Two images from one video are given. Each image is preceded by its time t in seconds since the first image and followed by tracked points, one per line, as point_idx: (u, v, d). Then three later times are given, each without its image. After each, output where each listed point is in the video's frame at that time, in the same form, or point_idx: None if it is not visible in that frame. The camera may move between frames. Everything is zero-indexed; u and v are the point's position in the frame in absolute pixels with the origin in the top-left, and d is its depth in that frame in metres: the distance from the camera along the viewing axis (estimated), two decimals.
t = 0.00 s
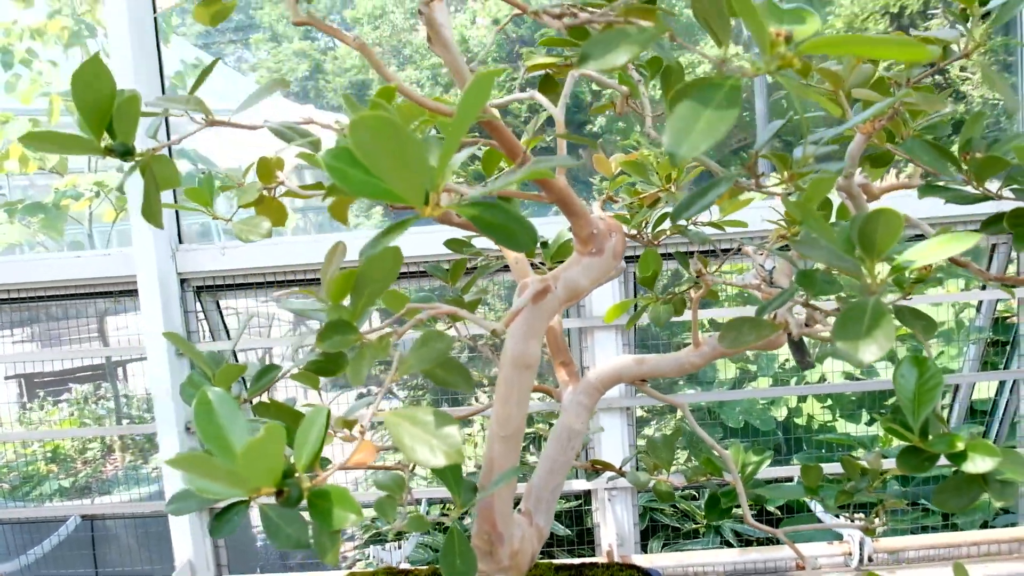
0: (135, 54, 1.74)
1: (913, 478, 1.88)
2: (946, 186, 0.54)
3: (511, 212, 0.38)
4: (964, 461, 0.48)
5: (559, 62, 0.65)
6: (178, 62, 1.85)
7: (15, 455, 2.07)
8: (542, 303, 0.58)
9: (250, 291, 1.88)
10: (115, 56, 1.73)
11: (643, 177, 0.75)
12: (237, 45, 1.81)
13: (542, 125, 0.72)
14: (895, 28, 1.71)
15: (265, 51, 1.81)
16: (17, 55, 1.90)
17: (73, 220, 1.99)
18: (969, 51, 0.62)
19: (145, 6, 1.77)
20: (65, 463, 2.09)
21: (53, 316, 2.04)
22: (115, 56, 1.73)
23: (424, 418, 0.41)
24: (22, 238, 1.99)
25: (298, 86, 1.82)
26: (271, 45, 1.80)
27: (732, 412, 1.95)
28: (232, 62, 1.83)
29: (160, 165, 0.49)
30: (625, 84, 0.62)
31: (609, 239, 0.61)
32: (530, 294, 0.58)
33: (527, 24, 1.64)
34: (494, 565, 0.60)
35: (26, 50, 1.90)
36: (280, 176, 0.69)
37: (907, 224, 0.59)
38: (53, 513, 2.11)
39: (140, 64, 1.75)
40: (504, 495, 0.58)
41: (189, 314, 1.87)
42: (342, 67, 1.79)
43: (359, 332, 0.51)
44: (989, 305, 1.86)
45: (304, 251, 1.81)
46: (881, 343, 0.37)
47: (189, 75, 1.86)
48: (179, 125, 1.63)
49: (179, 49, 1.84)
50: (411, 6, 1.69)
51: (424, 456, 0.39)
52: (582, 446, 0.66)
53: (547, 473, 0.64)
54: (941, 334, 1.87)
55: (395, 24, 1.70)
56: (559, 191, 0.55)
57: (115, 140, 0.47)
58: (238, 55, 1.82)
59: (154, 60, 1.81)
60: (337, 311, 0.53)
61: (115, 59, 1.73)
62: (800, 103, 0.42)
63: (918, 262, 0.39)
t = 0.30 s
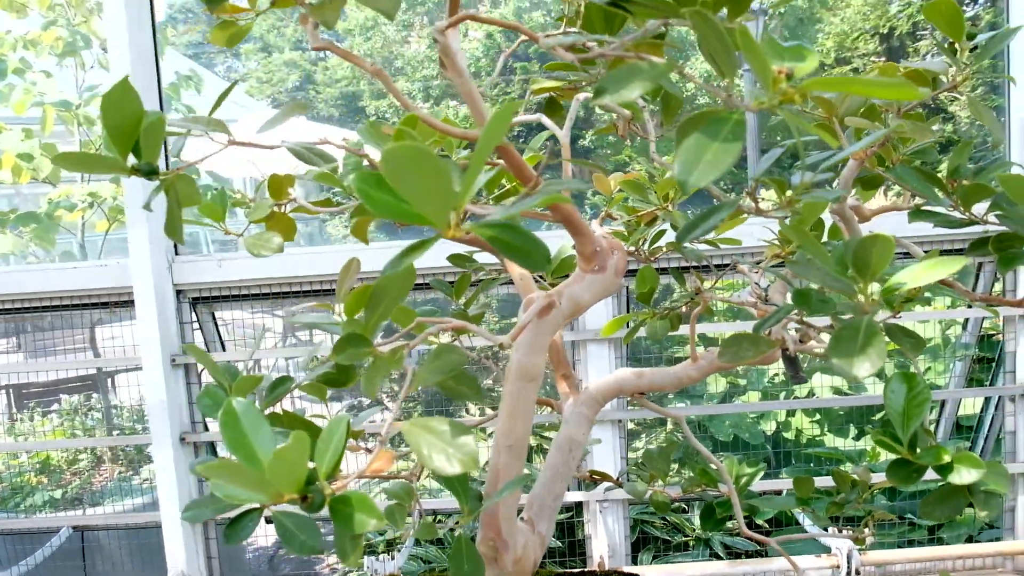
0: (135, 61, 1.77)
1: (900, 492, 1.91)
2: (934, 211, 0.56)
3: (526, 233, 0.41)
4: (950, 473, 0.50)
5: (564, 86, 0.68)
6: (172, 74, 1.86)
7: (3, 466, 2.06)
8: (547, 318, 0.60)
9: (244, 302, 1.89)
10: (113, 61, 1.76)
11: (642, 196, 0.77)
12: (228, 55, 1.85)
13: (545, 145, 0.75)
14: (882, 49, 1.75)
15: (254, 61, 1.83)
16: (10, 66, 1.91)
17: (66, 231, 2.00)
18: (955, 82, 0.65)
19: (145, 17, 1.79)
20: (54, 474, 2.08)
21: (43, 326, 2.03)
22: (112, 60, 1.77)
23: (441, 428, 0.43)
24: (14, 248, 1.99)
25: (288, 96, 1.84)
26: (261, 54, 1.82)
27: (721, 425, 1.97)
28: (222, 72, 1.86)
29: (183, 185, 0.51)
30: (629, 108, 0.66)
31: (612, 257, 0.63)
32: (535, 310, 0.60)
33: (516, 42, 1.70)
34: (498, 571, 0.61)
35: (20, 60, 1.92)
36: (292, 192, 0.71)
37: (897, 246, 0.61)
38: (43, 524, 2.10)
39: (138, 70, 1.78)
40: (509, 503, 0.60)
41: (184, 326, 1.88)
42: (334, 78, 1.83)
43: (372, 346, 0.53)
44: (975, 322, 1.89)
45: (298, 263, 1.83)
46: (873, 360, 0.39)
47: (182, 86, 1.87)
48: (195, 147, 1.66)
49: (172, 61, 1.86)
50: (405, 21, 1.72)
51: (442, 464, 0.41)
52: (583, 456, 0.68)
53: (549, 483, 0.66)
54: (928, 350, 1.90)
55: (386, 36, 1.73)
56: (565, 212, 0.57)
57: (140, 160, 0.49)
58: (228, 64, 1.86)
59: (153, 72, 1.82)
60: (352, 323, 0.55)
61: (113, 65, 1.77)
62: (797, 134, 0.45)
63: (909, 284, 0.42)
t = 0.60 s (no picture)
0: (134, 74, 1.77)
1: (888, 500, 1.95)
2: (926, 226, 0.59)
3: (544, 245, 0.43)
4: (942, 476, 0.53)
5: (570, 103, 0.70)
6: (167, 82, 1.87)
7: None
8: (555, 326, 0.62)
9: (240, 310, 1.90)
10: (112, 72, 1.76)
11: (642, 210, 0.79)
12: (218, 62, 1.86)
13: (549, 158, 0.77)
14: (871, 64, 1.79)
15: (244, 69, 1.86)
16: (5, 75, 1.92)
17: (60, 239, 2.00)
18: (946, 103, 0.69)
19: (143, 26, 1.80)
20: (47, 482, 2.08)
21: (36, 334, 2.03)
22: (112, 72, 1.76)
23: (460, 431, 0.45)
24: (7, 256, 1.99)
25: (277, 104, 1.86)
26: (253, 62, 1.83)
27: (711, 434, 2.00)
28: (212, 79, 1.87)
29: (206, 199, 0.53)
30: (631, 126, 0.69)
31: (617, 268, 0.65)
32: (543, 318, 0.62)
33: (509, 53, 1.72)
34: (506, 572, 0.63)
35: (14, 69, 1.93)
36: (304, 204, 0.74)
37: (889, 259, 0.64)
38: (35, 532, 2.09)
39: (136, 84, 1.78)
40: (517, 506, 0.62)
41: (182, 333, 1.89)
42: (324, 86, 1.85)
43: (389, 353, 0.55)
44: (961, 333, 1.93)
45: (294, 272, 1.84)
46: (872, 369, 0.41)
47: (177, 94, 1.87)
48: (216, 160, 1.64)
49: (167, 70, 1.87)
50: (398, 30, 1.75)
51: (462, 466, 0.43)
52: (587, 461, 0.70)
53: (555, 487, 0.67)
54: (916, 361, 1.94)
55: (376, 44, 1.75)
56: (574, 227, 0.59)
57: (167, 175, 0.51)
58: (218, 72, 1.86)
59: (151, 81, 1.84)
60: (370, 331, 0.57)
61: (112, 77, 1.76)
62: (797, 154, 0.47)
63: (905, 297, 0.44)
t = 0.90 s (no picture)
0: (128, 73, 1.78)
1: (871, 504, 1.98)
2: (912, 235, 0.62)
3: (554, 248, 0.45)
4: (927, 473, 0.55)
5: (572, 111, 0.73)
6: (156, 84, 1.87)
7: None
8: (556, 328, 0.64)
9: (230, 312, 1.90)
10: (107, 72, 1.77)
11: (638, 216, 0.82)
12: (202, 64, 1.87)
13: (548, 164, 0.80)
14: (857, 75, 1.83)
15: (230, 71, 1.87)
16: None
17: (48, 240, 2.00)
18: (933, 117, 0.72)
19: (136, 29, 1.81)
20: (32, 485, 2.07)
21: (23, 335, 2.03)
22: (107, 72, 1.77)
23: (471, 426, 0.47)
24: None
25: (262, 106, 1.87)
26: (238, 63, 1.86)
27: (697, 438, 2.02)
28: (197, 81, 1.88)
29: (221, 201, 0.56)
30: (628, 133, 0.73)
31: (616, 272, 0.67)
32: (545, 320, 0.64)
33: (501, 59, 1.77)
34: (506, 566, 0.65)
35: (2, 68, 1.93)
36: (312, 207, 0.77)
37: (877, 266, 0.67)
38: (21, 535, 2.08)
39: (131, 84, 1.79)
40: (519, 502, 0.63)
41: (173, 335, 1.89)
42: (310, 90, 1.85)
43: (398, 351, 0.57)
44: (944, 340, 1.97)
45: (286, 275, 1.85)
46: (864, 368, 0.44)
47: (167, 97, 1.88)
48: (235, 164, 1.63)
49: (157, 72, 1.88)
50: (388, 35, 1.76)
51: (474, 459, 0.45)
52: (585, 459, 0.72)
53: (554, 483, 0.69)
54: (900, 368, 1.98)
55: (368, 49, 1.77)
56: (577, 232, 0.62)
57: (187, 178, 0.53)
58: (202, 74, 1.87)
59: (143, 83, 1.83)
60: (379, 329, 0.59)
61: (107, 77, 1.77)
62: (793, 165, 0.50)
63: (894, 301, 0.46)
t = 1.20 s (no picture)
0: (111, 65, 1.78)
1: (843, 496, 2.03)
2: (879, 228, 0.65)
3: (538, 235, 0.47)
4: (890, 454, 0.58)
5: (556, 107, 0.75)
6: (137, 76, 1.87)
7: None
8: (538, 315, 0.67)
9: (211, 304, 1.91)
10: (90, 63, 1.77)
11: (618, 209, 0.84)
12: (180, 56, 1.86)
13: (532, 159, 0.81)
14: (833, 76, 1.88)
15: (208, 64, 1.86)
16: None
17: (26, 231, 1.98)
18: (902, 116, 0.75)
19: (119, 21, 1.80)
20: (9, 477, 2.06)
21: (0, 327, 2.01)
22: (90, 64, 1.78)
23: (458, 404, 0.49)
24: None
25: (242, 100, 1.87)
26: (218, 56, 1.86)
27: (674, 431, 2.06)
28: (176, 72, 1.87)
29: (216, 187, 0.59)
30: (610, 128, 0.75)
31: (597, 262, 0.70)
32: (527, 307, 0.66)
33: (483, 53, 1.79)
34: (488, 544, 0.67)
35: None
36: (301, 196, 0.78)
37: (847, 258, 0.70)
38: None
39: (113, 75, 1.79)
40: (501, 482, 0.66)
41: (155, 326, 1.89)
42: (290, 83, 1.85)
43: (386, 335, 0.59)
44: (915, 337, 2.02)
45: (267, 268, 1.85)
46: (829, 351, 0.46)
47: (148, 89, 1.88)
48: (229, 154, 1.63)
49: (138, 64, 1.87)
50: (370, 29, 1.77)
51: (460, 435, 0.47)
52: (565, 442, 0.75)
53: (534, 465, 0.72)
54: (872, 364, 2.03)
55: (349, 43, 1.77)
56: (558, 222, 0.64)
57: (183, 165, 0.54)
58: (181, 66, 1.86)
59: (124, 74, 1.83)
60: (368, 314, 0.60)
61: (90, 68, 1.77)
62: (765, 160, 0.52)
63: (858, 289, 0.49)
